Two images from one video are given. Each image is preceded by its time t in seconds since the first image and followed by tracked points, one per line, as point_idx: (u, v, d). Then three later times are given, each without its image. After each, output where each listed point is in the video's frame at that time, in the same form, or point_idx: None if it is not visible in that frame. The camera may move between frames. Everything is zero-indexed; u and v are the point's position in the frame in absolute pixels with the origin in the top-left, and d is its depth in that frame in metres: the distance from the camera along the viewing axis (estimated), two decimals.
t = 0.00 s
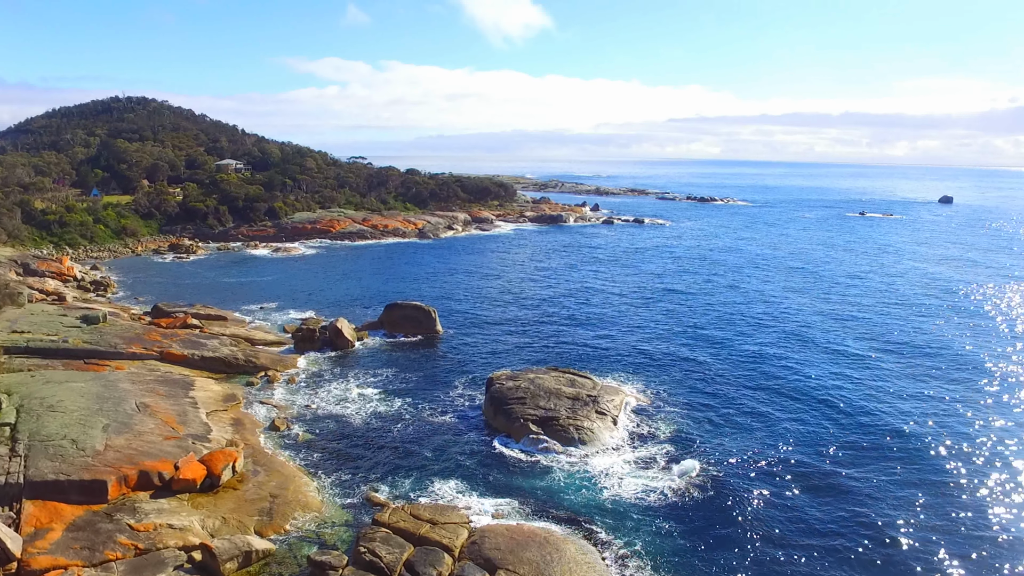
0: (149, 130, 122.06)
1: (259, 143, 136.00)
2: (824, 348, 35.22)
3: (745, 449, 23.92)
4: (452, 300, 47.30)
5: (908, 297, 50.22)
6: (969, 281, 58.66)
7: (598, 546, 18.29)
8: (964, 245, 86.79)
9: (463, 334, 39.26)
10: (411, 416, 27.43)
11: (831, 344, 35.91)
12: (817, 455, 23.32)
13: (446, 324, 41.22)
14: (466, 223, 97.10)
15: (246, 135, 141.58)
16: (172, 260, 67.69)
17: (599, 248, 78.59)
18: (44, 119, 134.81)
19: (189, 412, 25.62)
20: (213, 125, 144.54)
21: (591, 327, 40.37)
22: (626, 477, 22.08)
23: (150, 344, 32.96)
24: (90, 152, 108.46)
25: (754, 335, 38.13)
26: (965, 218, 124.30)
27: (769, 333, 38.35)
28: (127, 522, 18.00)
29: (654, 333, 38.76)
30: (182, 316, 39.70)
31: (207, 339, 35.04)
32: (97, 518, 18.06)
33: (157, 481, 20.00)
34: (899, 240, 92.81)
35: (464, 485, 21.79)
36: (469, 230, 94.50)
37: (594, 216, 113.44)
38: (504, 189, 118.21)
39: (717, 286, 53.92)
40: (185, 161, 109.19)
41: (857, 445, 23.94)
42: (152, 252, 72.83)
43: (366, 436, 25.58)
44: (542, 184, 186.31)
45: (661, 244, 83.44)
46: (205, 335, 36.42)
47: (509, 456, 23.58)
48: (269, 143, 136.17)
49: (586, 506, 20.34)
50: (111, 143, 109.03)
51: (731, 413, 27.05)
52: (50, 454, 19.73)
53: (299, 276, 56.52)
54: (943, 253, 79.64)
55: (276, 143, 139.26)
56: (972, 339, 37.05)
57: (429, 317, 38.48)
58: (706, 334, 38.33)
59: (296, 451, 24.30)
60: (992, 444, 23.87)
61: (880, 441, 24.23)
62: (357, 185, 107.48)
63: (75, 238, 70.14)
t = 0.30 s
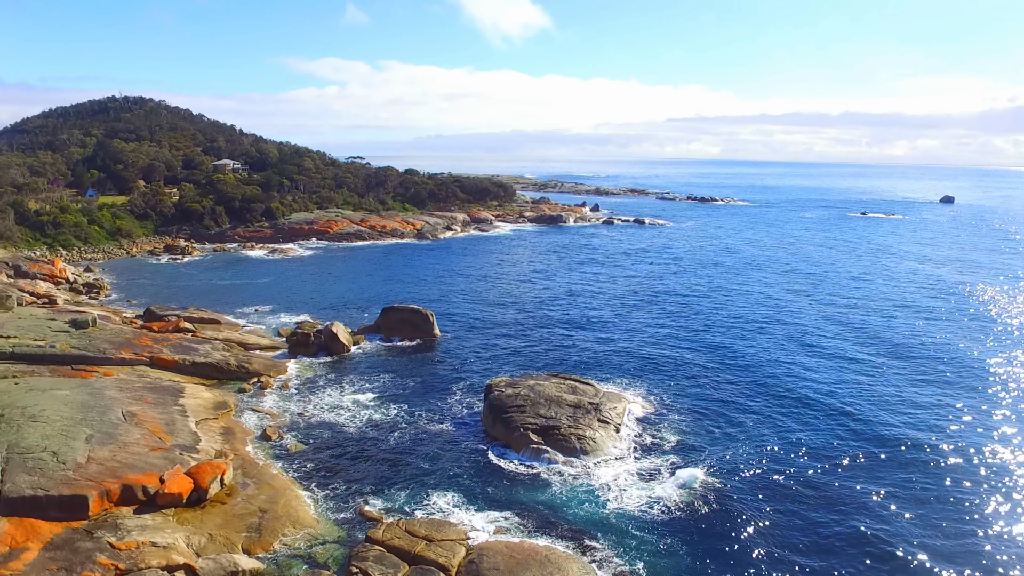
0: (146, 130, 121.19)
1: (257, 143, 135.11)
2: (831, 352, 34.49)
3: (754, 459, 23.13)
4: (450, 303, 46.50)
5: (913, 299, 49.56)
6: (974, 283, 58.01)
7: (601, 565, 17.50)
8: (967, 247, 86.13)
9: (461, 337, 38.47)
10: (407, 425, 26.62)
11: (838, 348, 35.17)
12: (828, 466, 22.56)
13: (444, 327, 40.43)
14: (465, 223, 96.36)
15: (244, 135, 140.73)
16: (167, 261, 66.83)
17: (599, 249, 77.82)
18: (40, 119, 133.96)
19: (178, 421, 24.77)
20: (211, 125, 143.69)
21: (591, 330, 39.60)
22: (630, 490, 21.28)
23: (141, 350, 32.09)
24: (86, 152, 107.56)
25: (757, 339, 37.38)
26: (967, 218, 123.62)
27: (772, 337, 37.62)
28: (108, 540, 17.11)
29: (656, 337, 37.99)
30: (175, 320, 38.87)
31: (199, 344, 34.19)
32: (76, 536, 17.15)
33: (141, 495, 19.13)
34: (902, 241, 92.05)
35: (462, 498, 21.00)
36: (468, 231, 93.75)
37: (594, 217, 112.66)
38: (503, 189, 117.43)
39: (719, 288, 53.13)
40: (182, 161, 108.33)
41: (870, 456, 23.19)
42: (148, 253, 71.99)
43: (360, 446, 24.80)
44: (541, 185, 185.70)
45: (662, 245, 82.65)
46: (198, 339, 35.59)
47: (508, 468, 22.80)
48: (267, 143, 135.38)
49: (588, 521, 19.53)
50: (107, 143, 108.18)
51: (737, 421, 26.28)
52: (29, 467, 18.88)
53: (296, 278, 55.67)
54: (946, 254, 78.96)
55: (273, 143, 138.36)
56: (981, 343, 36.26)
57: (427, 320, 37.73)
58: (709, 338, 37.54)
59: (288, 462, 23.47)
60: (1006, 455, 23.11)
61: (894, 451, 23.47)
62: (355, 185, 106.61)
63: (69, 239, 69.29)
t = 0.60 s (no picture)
0: (143, 130, 120.26)
1: (255, 143, 134.22)
2: (839, 358, 33.74)
3: (764, 471, 22.34)
4: (448, 305, 45.66)
5: (919, 302, 48.85)
6: (979, 285, 57.38)
7: None
8: (970, 247, 85.43)
9: (460, 341, 37.65)
10: (403, 434, 25.80)
11: (846, 354, 34.41)
12: (842, 478, 21.80)
13: (442, 330, 39.61)
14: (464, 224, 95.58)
15: (242, 135, 139.81)
16: (162, 263, 65.94)
17: (599, 250, 76.98)
18: (36, 118, 132.97)
19: (165, 430, 23.92)
20: (209, 125, 142.79)
21: (592, 334, 38.80)
22: (635, 504, 20.45)
23: (130, 355, 31.21)
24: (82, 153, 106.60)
25: (762, 343, 36.61)
26: (969, 218, 122.92)
27: (777, 341, 36.87)
28: (87, 561, 16.24)
29: (658, 340, 37.20)
30: (167, 323, 38.02)
31: (191, 348, 33.31)
32: (53, 556, 16.29)
33: (124, 511, 18.26)
34: (905, 242, 91.33)
35: (460, 512, 20.18)
36: (467, 232, 92.94)
37: (594, 217, 111.85)
38: (502, 189, 116.56)
39: (721, 290, 52.35)
40: (179, 161, 107.42)
41: (885, 466, 22.40)
42: (143, 254, 71.10)
43: (355, 456, 23.98)
44: (541, 185, 184.81)
45: (663, 246, 81.80)
46: (190, 343, 34.72)
47: (507, 481, 22.03)
48: (265, 143, 134.52)
49: (591, 537, 18.73)
50: (103, 142, 107.21)
51: (744, 430, 25.47)
52: (6, 482, 18.03)
53: (292, 280, 54.81)
54: (949, 255, 78.29)
55: (272, 143, 137.44)
56: (990, 348, 35.51)
57: (424, 324, 36.89)
58: (712, 342, 36.75)
59: (280, 474, 22.66)
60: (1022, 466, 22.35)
61: (909, 461, 22.69)
62: (353, 185, 105.74)
63: (63, 240, 68.38)
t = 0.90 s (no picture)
0: (140, 130, 119.38)
1: (253, 143, 133.36)
2: (846, 363, 33.01)
3: (772, 483, 21.60)
4: (447, 308, 44.86)
5: (924, 305, 48.14)
6: (985, 287, 56.69)
7: None
8: (973, 249, 84.78)
9: (458, 345, 36.85)
10: (399, 444, 24.99)
11: (853, 359, 33.68)
12: (853, 490, 21.07)
13: (440, 334, 38.82)
14: (463, 224, 94.66)
15: (239, 135, 138.92)
16: (157, 264, 65.08)
17: (599, 251, 76.19)
18: (33, 118, 132.02)
19: (153, 440, 23.08)
20: (206, 125, 141.91)
21: (593, 338, 38.00)
22: (640, 518, 19.63)
23: (120, 360, 30.33)
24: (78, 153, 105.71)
25: (766, 348, 35.87)
26: (970, 219, 122.28)
27: (781, 347, 36.13)
28: None
29: (660, 345, 36.42)
30: (159, 327, 37.18)
31: (183, 352, 32.46)
32: None
33: (105, 529, 17.42)
34: (907, 243, 90.65)
35: (457, 528, 19.38)
36: (466, 232, 92.18)
37: (594, 218, 111.05)
38: (502, 189, 115.75)
39: (724, 293, 51.62)
40: (176, 161, 106.54)
41: (897, 478, 21.67)
42: (138, 255, 70.24)
43: (349, 467, 23.18)
44: (541, 185, 183.98)
45: (664, 247, 81.03)
46: (182, 348, 33.88)
47: (507, 495, 21.25)
48: (263, 143, 133.61)
49: (595, 555, 17.93)
50: (99, 142, 106.29)
51: (751, 440, 24.67)
52: None
53: (288, 282, 53.98)
54: (953, 257, 77.65)
55: (269, 143, 136.55)
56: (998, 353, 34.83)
57: (422, 328, 36.10)
58: (716, 347, 35.99)
59: (271, 486, 21.85)
60: None
61: (923, 473, 21.95)
62: (352, 185, 104.87)
63: (58, 241, 67.51)
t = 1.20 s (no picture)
0: (137, 130, 118.45)
1: (251, 143, 132.52)
2: (855, 369, 32.25)
3: (782, 497, 20.80)
4: (445, 312, 44.09)
5: (930, 308, 47.45)
6: (991, 290, 56.02)
7: None
8: (977, 250, 84.00)
9: (457, 350, 36.09)
10: (396, 454, 24.22)
11: (861, 365, 32.93)
12: (866, 504, 20.28)
13: (438, 339, 38.03)
14: (462, 225, 93.89)
15: (237, 135, 138.05)
16: (152, 266, 64.21)
17: (600, 252, 75.38)
18: (29, 118, 131.12)
19: (139, 451, 22.24)
20: (204, 125, 141.13)
21: (594, 342, 37.23)
22: (645, 534, 18.85)
23: (109, 366, 29.46)
24: (74, 153, 104.74)
25: (771, 353, 35.15)
26: (973, 219, 121.59)
27: (786, 351, 35.40)
28: None
29: (663, 350, 35.66)
30: (151, 331, 36.36)
31: (175, 357, 31.61)
32: None
33: (84, 549, 16.60)
34: (910, 244, 89.97)
35: (455, 544, 18.60)
36: (465, 233, 91.41)
37: (595, 218, 110.18)
38: (501, 189, 114.93)
39: (726, 296, 50.90)
40: (173, 162, 105.65)
41: (912, 491, 20.90)
42: (133, 256, 69.37)
43: (342, 479, 22.39)
44: (541, 185, 183.33)
45: (665, 248, 80.27)
46: (173, 353, 33.06)
47: (507, 508, 20.47)
48: (261, 143, 132.74)
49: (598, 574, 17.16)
50: (95, 142, 105.36)
51: (759, 451, 23.92)
52: None
53: (284, 284, 53.17)
54: (956, 258, 76.96)
55: (267, 143, 135.68)
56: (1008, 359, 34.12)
57: (419, 332, 35.35)
58: (720, 352, 35.32)
59: (262, 499, 21.05)
60: None
61: (938, 486, 21.20)
62: (350, 186, 104.01)
63: (51, 243, 66.61)
